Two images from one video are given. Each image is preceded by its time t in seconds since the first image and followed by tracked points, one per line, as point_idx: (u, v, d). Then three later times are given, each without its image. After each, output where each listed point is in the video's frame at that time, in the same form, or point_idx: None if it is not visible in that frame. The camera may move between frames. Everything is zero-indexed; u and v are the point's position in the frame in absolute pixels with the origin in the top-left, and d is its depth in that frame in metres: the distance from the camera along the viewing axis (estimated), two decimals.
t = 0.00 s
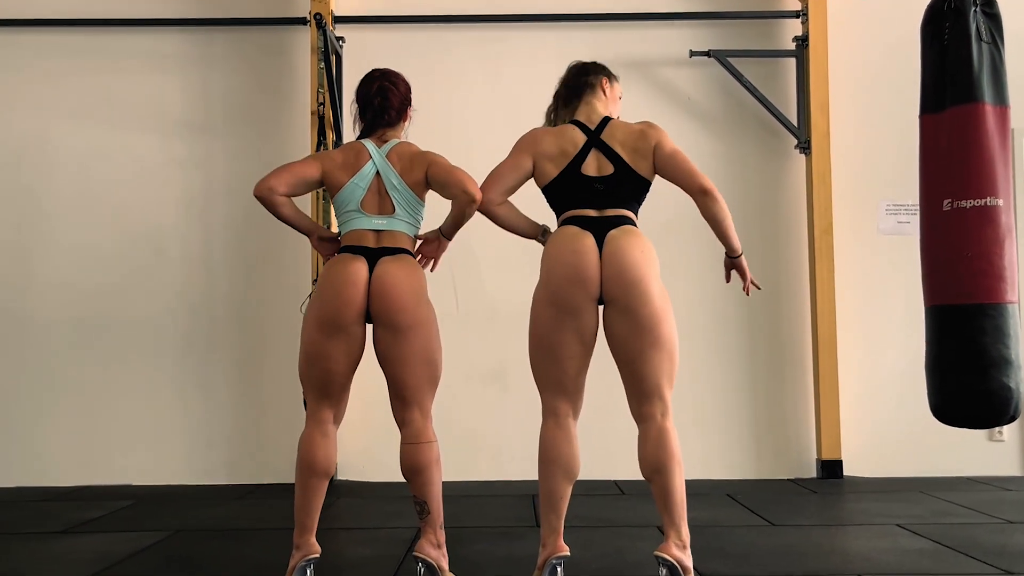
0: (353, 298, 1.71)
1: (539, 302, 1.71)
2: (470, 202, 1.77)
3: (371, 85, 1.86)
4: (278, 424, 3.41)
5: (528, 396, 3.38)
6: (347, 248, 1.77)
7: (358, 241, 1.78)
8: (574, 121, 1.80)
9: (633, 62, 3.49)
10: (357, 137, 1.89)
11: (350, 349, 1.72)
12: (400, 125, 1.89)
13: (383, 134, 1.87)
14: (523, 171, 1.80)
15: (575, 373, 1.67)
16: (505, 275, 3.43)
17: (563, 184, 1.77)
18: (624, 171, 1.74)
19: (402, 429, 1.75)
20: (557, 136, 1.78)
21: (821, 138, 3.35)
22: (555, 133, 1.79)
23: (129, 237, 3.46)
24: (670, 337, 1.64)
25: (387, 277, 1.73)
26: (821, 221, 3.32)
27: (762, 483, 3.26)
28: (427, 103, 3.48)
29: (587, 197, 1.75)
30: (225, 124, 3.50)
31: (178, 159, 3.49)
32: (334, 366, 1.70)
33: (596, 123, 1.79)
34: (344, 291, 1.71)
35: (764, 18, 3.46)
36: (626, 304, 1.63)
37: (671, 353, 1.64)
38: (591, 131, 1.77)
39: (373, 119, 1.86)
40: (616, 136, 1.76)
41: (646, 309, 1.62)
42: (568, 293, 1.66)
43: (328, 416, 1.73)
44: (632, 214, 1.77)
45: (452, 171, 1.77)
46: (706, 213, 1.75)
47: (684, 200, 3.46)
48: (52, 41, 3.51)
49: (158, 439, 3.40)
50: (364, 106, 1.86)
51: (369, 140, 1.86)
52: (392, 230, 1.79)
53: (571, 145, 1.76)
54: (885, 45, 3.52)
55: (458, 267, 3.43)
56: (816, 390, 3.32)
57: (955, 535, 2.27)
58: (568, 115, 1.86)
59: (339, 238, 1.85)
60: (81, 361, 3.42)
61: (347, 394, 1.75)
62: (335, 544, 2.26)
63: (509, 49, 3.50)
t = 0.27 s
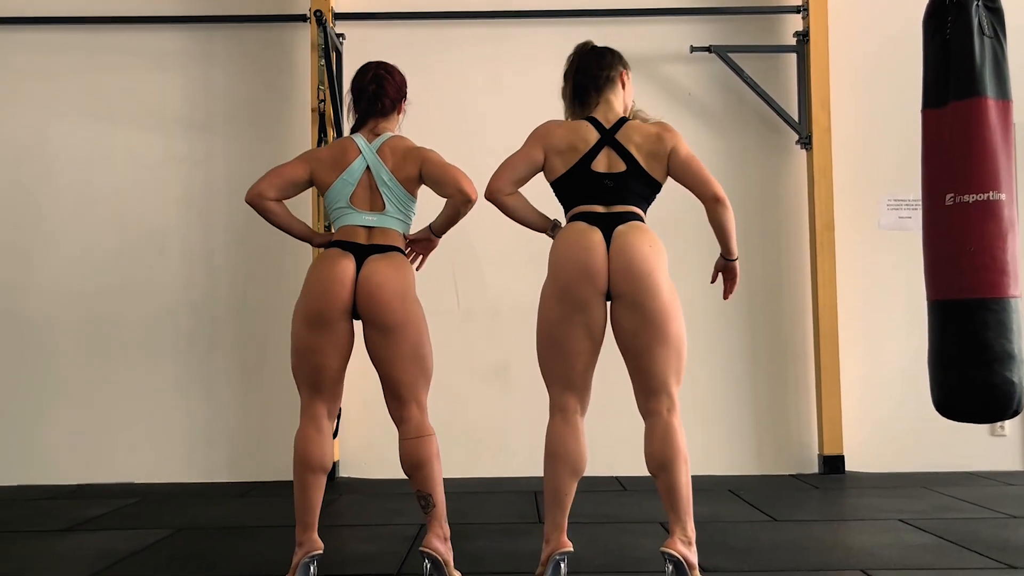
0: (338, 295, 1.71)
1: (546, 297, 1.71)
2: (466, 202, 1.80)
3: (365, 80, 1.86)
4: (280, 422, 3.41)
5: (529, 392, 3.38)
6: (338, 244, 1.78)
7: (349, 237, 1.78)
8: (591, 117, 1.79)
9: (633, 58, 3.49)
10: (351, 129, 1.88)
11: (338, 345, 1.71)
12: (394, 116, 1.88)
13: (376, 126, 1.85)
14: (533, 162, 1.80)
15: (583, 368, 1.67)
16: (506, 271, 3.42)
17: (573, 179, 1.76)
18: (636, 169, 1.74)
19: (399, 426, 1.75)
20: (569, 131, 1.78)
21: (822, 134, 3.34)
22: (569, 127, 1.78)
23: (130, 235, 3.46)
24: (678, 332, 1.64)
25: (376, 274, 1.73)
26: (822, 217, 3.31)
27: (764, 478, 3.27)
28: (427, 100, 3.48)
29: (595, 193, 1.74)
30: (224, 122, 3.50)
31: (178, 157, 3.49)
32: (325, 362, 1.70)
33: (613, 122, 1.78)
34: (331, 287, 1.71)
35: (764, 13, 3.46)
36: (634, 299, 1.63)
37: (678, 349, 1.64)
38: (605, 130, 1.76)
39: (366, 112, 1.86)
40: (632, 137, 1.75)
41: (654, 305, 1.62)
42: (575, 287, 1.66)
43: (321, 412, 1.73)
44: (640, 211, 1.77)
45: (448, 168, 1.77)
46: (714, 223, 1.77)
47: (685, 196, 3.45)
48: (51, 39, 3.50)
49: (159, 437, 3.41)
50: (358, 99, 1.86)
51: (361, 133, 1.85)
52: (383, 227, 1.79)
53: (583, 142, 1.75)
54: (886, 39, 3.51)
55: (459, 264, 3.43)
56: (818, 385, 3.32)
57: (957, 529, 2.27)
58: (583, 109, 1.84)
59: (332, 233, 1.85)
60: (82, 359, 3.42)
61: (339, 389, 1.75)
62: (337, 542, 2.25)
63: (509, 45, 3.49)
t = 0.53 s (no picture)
0: (343, 292, 1.70)
1: (549, 292, 1.71)
2: (472, 189, 1.78)
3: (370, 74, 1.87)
4: (281, 418, 3.41)
5: (531, 388, 3.38)
6: (344, 239, 1.78)
7: (354, 232, 1.79)
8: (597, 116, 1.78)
9: (633, 53, 3.48)
10: (355, 119, 1.88)
11: (344, 341, 1.72)
12: (399, 107, 1.88)
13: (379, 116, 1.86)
14: (539, 159, 1.79)
15: (585, 362, 1.67)
16: (507, 267, 3.42)
17: (578, 177, 1.76)
18: (641, 167, 1.74)
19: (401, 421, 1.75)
20: (575, 129, 1.78)
21: (823, 129, 3.33)
22: (575, 126, 1.78)
23: (130, 232, 3.46)
24: (682, 326, 1.64)
25: (381, 270, 1.72)
26: (823, 212, 3.31)
27: (765, 474, 3.27)
28: (427, 96, 3.47)
29: (600, 190, 1.74)
30: (224, 118, 3.49)
31: (178, 153, 3.48)
32: (331, 358, 1.70)
33: (619, 121, 1.78)
34: (336, 284, 1.70)
35: (765, 8, 3.45)
36: (637, 293, 1.63)
37: (682, 342, 1.64)
38: (611, 128, 1.75)
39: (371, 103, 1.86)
40: (638, 136, 1.74)
41: (657, 299, 1.62)
42: (578, 282, 1.66)
43: (328, 407, 1.73)
44: (645, 208, 1.76)
45: (451, 159, 1.76)
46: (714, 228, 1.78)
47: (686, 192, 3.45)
48: (50, 36, 3.50)
49: (161, 434, 3.41)
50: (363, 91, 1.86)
51: (365, 124, 1.85)
52: (388, 220, 1.78)
53: (589, 140, 1.75)
54: (888, 34, 3.50)
55: (460, 260, 3.43)
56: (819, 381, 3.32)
57: (959, 524, 2.27)
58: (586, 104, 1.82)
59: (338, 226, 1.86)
60: (83, 357, 3.42)
61: (346, 385, 1.75)
62: (339, 538, 2.26)
63: (509, 41, 3.48)
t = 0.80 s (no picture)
0: (360, 290, 1.70)
1: (552, 288, 1.70)
2: (479, 193, 1.81)
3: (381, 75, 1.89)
4: (283, 415, 3.41)
5: (532, 385, 3.38)
6: (353, 235, 1.77)
7: (364, 227, 1.77)
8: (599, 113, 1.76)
9: (634, 49, 3.47)
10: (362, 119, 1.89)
11: (357, 339, 1.72)
12: (407, 108, 1.90)
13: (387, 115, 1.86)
14: (541, 158, 1.80)
15: (587, 359, 1.67)
16: (508, 264, 3.42)
17: (579, 174, 1.76)
18: (643, 163, 1.73)
19: (406, 418, 1.75)
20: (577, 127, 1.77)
21: (824, 125, 3.33)
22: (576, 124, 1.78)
23: (131, 229, 3.45)
24: (684, 322, 1.64)
25: (395, 268, 1.72)
26: (825, 209, 3.30)
27: (765, 471, 3.27)
28: (428, 92, 3.46)
29: (603, 186, 1.74)
30: (224, 115, 3.49)
31: (178, 150, 3.48)
32: (339, 355, 1.70)
33: (620, 117, 1.77)
34: (353, 281, 1.70)
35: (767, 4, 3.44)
36: (639, 289, 1.63)
37: (684, 338, 1.64)
38: (612, 125, 1.75)
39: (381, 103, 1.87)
40: (639, 132, 1.74)
41: (659, 294, 1.62)
42: (580, 278, 1.66)
43: (330, 403, 1.73)
44: (647, 204, 1.76)
45: (462, 159, 1.78)
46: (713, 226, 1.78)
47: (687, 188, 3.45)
48: (50, 32, 3.49)
49: (162, 431, 3.41)
50: (371, 91, 1.87)
51: (375, 121, 1.86)
52: (399, 217, 1.78)
53: (591, 136, 1.75)
54: (890, 30, 3.50)
55: (461, 257, 3.43)
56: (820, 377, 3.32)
57: (960, 520, 2.27)
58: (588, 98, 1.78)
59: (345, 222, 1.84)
60: (84, 353, 3.42)
61: (349, 382, 1.75)
62: (340, 534, 2.26)
63: (510, 37, 3.47)
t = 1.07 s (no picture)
0: (341, 287, 1.70)
1: (552, 285, 1.70)
2: (467, 187, 1.81)
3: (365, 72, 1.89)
4: (283, 411, 3.42)
5: (533, 382, 3.39)
6: (335, 230, 1.76)
7: (344, 223, 1.77)
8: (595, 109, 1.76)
9: (636, 46, 3.46)
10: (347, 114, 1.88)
11: (339, 335, 1.72)
12: (392, 105, 1.89)
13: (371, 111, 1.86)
14: (540, 158, 1.79)
15: (587, 356, 1.67)
16: (509, 261, 3.42)
17: (578, 173, 1.75)
18: (641, 157, 1.73)
19: (398, 413, 1.75)
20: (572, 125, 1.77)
21: (825, 122, 3.32)
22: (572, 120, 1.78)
23: (131, 225, 3.45)
24: (684, 319, 1.63)
25: (380, 264, 1.71)
26: (827, 206, 3.30)
27: (767, 467, 3.27)
28: (429, 89, 3.46)
29: (602, 183, 1.73)
30: (225, 111, 3.48)
31: (178, 146, 3.47)
32: (326, 352, 1.70)
33: (614, 112, 1.77)
34: (333, 278, 1.69)
35: None
36: (639, 286, 1.63)
37: (684, 336, 1.63)
38: (608, 121, 1.74)
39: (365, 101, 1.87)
40: (636, 126, 1.74)
41: (659, 291, 1.62)
42: (580, 275, 1.66)
43: (321, 400, 1.74)
44: (647, 200, 1.76)
45: (447, 155, 1.78)
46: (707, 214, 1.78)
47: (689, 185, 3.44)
48: (50, 28, 3.49)
49: (162, 427, 3.41)
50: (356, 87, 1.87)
51: (356, 116, 1.85)
52: (378, 212, 1.78)
53: (587, 134, 1.75)
54: (892, 26, 3.49)
55: (462, 254, 3.42)
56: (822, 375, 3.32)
57: (962, 517, 2.27)
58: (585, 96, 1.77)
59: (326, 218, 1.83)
60: (84, 350, 3.42)
61: (337, 377, 1.75)
62: (342, 531, 2.26)
63: (511, 33, 3.47)
